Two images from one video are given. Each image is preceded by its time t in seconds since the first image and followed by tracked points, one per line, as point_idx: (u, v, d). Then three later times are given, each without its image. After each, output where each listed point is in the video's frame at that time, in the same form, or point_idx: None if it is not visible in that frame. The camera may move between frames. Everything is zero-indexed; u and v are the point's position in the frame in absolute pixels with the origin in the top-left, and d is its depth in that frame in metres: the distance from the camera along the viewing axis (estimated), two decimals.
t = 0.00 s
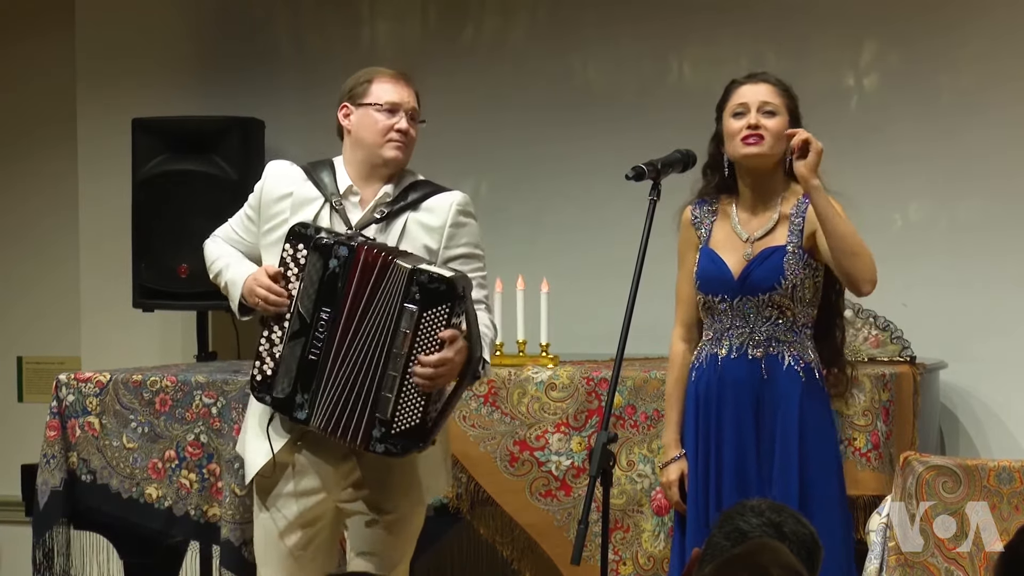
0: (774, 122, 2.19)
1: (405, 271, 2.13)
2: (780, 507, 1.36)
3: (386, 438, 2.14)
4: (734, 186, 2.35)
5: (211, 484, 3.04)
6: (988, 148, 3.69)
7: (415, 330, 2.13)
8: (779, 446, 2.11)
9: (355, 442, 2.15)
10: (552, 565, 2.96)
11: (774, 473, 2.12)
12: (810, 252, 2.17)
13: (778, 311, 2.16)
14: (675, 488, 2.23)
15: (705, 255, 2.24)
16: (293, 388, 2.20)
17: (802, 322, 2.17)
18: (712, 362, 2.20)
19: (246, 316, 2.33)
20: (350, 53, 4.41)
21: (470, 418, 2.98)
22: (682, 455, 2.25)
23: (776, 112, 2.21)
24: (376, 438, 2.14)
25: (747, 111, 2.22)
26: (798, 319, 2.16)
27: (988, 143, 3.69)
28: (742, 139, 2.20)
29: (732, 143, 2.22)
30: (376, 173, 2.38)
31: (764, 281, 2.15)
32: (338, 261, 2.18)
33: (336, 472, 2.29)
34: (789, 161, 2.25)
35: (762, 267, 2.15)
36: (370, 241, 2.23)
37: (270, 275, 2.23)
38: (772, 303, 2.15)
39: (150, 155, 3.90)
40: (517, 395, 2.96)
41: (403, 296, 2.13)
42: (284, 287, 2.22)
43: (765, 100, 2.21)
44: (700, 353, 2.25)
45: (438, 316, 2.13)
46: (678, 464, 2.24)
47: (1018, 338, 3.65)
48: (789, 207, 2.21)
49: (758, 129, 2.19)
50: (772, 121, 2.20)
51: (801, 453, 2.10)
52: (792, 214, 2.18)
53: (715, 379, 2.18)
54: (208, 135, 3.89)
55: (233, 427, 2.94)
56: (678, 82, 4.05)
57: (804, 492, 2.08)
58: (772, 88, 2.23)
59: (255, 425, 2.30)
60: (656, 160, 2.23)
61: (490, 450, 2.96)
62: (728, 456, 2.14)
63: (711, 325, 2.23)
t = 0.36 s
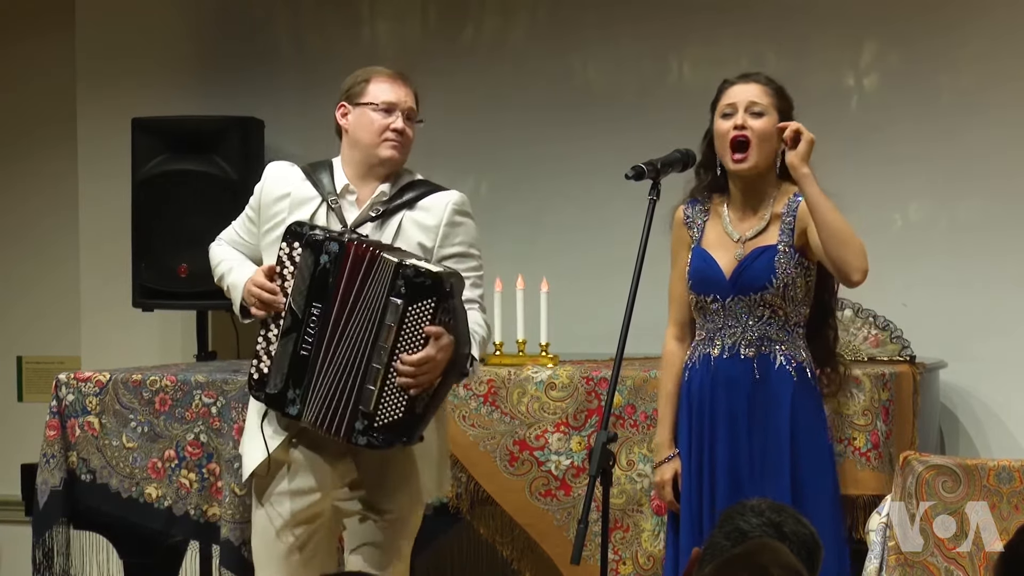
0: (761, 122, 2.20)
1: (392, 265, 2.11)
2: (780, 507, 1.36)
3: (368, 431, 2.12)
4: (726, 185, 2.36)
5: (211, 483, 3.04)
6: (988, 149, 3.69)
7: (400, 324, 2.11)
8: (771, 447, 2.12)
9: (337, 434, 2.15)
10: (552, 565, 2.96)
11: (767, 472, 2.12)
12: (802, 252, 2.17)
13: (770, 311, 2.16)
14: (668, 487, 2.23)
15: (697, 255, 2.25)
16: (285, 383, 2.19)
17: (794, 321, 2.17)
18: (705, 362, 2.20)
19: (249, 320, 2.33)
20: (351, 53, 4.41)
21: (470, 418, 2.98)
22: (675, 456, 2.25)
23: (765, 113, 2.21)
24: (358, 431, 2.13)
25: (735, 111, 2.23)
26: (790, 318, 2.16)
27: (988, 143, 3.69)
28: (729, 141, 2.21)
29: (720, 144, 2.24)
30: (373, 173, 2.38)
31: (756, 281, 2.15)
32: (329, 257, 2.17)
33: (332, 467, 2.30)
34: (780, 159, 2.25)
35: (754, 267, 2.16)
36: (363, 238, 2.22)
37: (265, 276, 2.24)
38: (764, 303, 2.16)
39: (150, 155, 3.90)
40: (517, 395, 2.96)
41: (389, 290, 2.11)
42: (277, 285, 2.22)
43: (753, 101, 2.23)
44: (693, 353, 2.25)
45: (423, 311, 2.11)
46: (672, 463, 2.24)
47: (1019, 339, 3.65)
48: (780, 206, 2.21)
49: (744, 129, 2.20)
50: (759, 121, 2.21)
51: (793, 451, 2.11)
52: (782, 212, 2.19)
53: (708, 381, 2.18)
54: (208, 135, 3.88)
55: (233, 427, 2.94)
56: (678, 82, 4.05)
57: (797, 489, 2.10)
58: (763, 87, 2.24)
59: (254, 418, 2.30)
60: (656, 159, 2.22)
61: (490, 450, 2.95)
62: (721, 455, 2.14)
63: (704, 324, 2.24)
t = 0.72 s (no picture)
0: (753, 122, 2.20)
1: (388, 237, 2.12)
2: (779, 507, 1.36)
3: (357, 401, 2.12)
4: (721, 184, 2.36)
5: (211, 483, 3.04)
6: (988, 149, 3.69)
7: (394, 294, 2.13)
8: (767, 448, 2.12)
9: (327, 405, 2.14)
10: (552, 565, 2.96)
11: (764, 472, 2.12)
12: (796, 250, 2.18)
13: (765, 310, 2.16)
14: (664, 487, 2.23)
15: (693, 255, 2.24)
16: (283, 357, 2.17)
17: (789, 319, 2.17)
18: (701, 362, 2.20)
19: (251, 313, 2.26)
20: (351, 53, 4.41)
21: (470, 418, 2.97)
22: (671, 455, 2.25)
23: (758, 112, 2.21)
24: (347, 402, 2.13)
25: (730, 109, 2.23)
26: (785, 317, 2.16)
27: (988, 143, 3.69)
28: (722, 140, 2.22)
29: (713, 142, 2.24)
30: (369, 158, 2.38)
31: (753, 278, 2.15)
32: (327, 231, 2.16)
33: (331, 459, 2.27)
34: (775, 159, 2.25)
35: (748, 266, 2.16)
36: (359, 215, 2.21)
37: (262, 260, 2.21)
38: (759, 301, 2.16)
39: (150, 155, 3.90)
40: (517, 395, 2.95)
41: (385, 263, 2.13)
42: (276, 267, 2.20)
43: (747, 100, 2.22)
44: (688, 353, 2.25)
45: (418, 284, 2.13)
46: (668, 464, 2.24)
47: (1019, 339, 3.65)
48: (773, 206, 2.22)
49: (735, 128, 2.20)
50: (752, 121, 2.20)
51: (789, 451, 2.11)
52: (777, 211, 2.20)
53: (704, 382, 2.17)
54: (207, 134, 3.88)
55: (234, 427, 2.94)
56: (678, 82, 4.05)
57: (793, 487, 2.10)
58: (759, 87, 2.24)
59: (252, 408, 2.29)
60: (656, 159, 2.22)
61: (490, 450, 2.95)
62: (718, 455, 2.14)
63: (699, 324, 2.23)
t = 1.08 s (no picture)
0: (752, 122, 2.20)
1: (379, 219, 2.15)
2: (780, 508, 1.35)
3: (361, 384, 2.11)
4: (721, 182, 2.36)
5: (211, 483, 3.04)
6: (988, 148, 3.69)
7: (389, 274, 2.14)
8: (765, 450, 2.12)
9: (330, 391, 2.12)
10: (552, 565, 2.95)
11: (763, 471, 2.11)
12: (795, 249, 2.18)
13: (763, 309, 2.15)
14: (664, 486, 2.22)
15: (692, 254, 2.23)
16: (284, 347, 2.14)
17: (787, 318, 2.17)
18: (699, 362, 2.20)
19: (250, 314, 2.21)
20: (351, 53, 4.41)
21: (470, 418, 2.96)
22: (669, 455, 2.25)
23: (756, 113, 2.21)
24: (350, 385, 2.12)
25: (730, 109, 2.23)
26: (784, 315, 2.16)
27: (988, 143, 3.69)
28: (719, 140, 2.21)
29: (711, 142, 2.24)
30: (364, 156, 2.38)
31: (757, 270, 2.15)
32: (325, 220, 2.15)
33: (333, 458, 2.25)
34: (773, 160, 2.25)
35: (748, 262, 2.16)
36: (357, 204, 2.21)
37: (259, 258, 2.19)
38: (757, 300, 2.15)
39: (150, 155, 3.91)
40: (517, 395, 2.95)
41: (378, 244, 2.15)
42: (273, 265, 2.18)
43: (745, 99, 2.22)
44: (687, 353, 2.25)
45: (412, 263, 2.14)
46: (666, 463, 2.24)
47: (1019, 339, 3.65)
48: (772, 205, 2.22)
49: (733, 127, 2.20)
50: (750, 121, 2.20)
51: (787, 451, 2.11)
52: (776, 210, 2.19)
53: (703, 382, 2.17)
54: (207, 134, 3.88)
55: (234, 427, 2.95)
56: (678, 81, 4.05)
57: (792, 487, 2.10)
58: (760, 87, 2.24)
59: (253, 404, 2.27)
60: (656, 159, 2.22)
61: (490, 449, 2.95)
62: (717, 456, 2.14)
63: (697, 324, 2.24)
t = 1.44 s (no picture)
0: (752, 122, 2.20)
1: (373, 229, 2.14)
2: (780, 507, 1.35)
3: (353, 394, 2.12)
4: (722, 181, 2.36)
5: (211, 484, 3.05)
6: (988, 148, 3.69)
7: (383, 286, 2.14)
8: (764, 449, 2.12)
9: (323, 399, 2.13)
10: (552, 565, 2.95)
11: (763, 471, 2.11)
12: (795, 249, 2.18)
13: (763, 308, 2.15)
14: (664, 485, 2.23)
15: (692, 253, 2.24)
16: (285, 362, 2.14)
17: (786, 317, 2.17)
18: (700, 361, 2.20)
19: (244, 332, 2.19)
20: (351, 53, 4.41)
21: (470, 418, 2.96)
22: (670, 453, 2.25)
23: (756, 113, 2.21)
24: (343, 395, 2.13)
25: (729, 109, 2.23)
26: (784, 314, 2.16)
27: (989, 143, 3.69)
28: (718, 141, 2.22)
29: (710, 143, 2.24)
30: (348, 167, 2.38)
31: (755, 271, 2.15)
32: (319, 233, 2.14)
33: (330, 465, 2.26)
34: (773, 160, 2.25)
35: (748, 262, 2.16)
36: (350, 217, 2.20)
37: (250, 274, 2.17)
38: (757, 299, 2.15)
39: (150, 156, 3.91)
40: (517, 395, 2.95)
41: (372, 254, 2.14)
42: (265, 280, 2.16)
43: (745, 100, 2.22)
44: (687, 352, 2.25)
45: (406, 274, 2.14)
46: (666, 461, 2.24)
47: (1019, 339, 3.65)
48: (772, 205, 2.22)
49: (732, 128, 2.20)
50: (750, 122, 2.20)
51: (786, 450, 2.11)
52: (776, 209, 2.19)
53: (703, 381, 2.17)
54: (207, 134, 3.88)
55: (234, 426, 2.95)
56: (678, 82, 4.05)
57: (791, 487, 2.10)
58: (760, 87, 2.24)
59: (250, 419, 2.26)
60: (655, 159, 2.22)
61: (490, 449, 2.95)
62: (717, 456, 2.14)
63: (697, 323, 2.24)
